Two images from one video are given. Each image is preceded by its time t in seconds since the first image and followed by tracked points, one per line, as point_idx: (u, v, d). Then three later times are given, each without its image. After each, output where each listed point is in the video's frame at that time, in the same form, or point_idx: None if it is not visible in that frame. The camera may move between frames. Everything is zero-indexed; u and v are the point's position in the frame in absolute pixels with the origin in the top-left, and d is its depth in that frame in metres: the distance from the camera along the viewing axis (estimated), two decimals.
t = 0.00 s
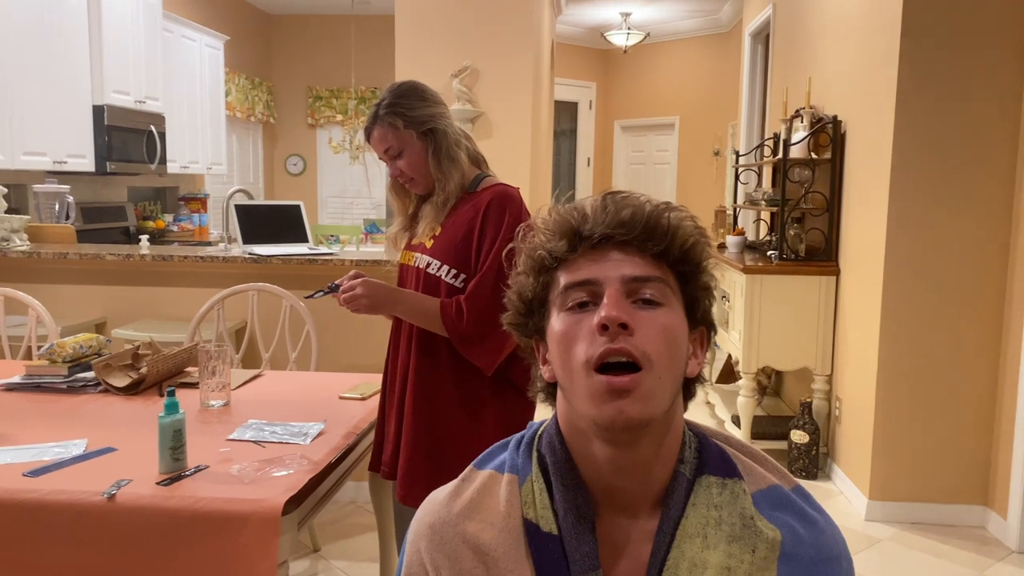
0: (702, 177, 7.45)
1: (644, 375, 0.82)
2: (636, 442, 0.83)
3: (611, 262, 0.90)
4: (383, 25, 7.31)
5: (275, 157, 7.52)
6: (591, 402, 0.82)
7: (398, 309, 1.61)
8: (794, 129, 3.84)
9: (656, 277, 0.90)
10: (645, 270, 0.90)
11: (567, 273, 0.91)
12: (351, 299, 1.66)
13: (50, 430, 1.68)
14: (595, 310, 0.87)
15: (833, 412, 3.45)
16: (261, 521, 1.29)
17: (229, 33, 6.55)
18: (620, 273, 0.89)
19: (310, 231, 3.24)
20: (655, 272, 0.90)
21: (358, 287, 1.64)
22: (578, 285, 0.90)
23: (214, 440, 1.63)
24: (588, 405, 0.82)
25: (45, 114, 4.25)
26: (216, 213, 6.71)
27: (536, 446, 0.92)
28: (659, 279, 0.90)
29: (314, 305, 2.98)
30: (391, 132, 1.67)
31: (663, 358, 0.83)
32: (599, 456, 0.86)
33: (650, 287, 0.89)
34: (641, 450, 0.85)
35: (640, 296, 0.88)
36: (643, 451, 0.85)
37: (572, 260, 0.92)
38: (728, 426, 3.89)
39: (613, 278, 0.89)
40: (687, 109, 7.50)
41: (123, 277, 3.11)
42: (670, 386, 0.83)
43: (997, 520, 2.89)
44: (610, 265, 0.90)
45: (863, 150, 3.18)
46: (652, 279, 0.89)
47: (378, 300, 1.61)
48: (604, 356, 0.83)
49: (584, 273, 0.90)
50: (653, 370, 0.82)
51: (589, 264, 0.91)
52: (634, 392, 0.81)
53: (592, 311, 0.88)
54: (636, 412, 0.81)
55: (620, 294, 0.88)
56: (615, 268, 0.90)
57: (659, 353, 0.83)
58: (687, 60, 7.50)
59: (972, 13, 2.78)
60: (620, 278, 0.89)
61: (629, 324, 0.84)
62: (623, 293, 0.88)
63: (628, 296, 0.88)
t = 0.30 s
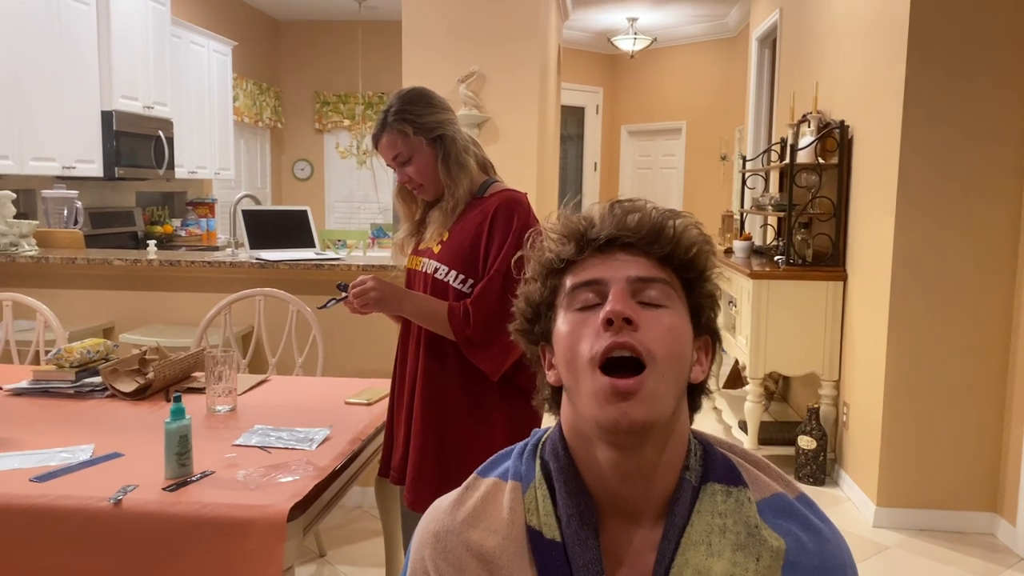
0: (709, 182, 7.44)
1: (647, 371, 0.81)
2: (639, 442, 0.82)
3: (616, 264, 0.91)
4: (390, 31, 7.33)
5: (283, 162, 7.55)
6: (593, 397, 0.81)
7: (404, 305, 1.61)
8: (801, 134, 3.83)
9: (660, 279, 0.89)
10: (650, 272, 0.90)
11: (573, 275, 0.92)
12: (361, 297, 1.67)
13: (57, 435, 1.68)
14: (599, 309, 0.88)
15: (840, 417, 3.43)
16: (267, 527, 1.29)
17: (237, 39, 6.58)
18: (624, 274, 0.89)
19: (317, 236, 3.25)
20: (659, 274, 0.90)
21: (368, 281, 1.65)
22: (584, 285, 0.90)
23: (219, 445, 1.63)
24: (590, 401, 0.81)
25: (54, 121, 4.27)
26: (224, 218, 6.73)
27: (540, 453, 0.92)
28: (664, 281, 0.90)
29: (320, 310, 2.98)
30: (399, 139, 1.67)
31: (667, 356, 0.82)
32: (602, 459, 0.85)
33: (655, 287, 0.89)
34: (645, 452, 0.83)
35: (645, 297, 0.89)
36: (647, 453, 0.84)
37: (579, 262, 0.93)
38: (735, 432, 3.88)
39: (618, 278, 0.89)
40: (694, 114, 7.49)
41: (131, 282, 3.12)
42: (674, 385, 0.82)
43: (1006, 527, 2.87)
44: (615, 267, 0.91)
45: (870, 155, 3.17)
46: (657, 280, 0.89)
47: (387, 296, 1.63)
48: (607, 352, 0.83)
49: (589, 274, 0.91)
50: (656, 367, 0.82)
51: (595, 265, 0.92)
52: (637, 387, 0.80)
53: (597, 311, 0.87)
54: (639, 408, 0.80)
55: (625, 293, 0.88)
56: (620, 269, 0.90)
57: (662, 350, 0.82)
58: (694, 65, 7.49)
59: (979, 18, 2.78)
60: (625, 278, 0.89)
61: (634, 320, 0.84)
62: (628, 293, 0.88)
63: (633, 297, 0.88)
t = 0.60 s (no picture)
0: (716, 186, 7.43)
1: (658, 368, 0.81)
2: (651, 444, 0.81)
3: (628, 269, 0.92)
4: (397, 36, 7.35)
5: (291, 167, 7.57)
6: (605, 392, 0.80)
7: (413, 315, 1.61)
8: (808, 138, 3.82)
9: (671, 283, 0.90)
10: (661, 276, 0.91)
11: (586, 280, 0.93)
12: (369, 304, 1.66)
13: (67, 441, 1.69)
14: (612, 310, 0.88)
15: (849, 423, 3.42)
16: (275, 534, 1.29)
17: (245, 45, 6.61)
18: (637, 277, 0.90)
19: (325, 242, 3.26)
20: (670, 278, 0.91)
21: (378, 289, 1.65)
22: (596, 288, 0.91)
23: (228, 451, 1.63)
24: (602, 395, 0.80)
25: (64, 127, 4.30)
26: (232, 223, 6.75)
27: (550, 459, 0.91)
28: (676, 285, 0.90)
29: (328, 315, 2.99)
30: (407, 145, 1.67)
31: (679, 353, 0.82)
32: (612, 461, 0.83)
33: (667, 290, 0.89)
34: (655, 454, 0.82)
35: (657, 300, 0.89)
36: (658, 456, 0.82)
37: (592, 267, 0.94)
38: (743, 437, 3.86)
39: (630, 280, 0.90)
40: (701, 118, 7.48)
41: (140, 287, 3.13)
42: (685, 385, 0.82)
43: (1016, 533, 2.85)
44: (626, 272, 0.92)
45: (878, 160, 3.16)
46: (668, 284, 0.90)
47: (397, 305, 1.62)
48: (619, 349, 0.83)
49: (602, 278, 0.92)
50: (668, 365, 0.81)
51: (607, 270, 0.93)
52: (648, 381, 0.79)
53: (609, 312, 0.88)
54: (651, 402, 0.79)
55: (637, 295, 0.89)
56: (633, 272, 0.91)
57: (674, 347, 0.82)
58: (701, 69, 7.49)
59: (987, 22, 2.77)
60: (637, 281, 0.90)
61: (647, 318, 0.85)
62: (639, 294, 0.89)
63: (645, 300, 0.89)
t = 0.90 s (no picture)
0: (722, 189, 7.42)
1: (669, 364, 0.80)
2: (660, 444, 0.80)
3: (638, 268, 0.92)
4: (403, 39, 7.37)
5: (297, 170, 7.58)
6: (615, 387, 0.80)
7: (417, 325, 1.60)
8: (815, 140, 3.81)
9: (681, 283, 0.90)
10: (671, 276, 0.91)
11: (596, 280, 0.92)
12: (375, 313, 1.65)
13: (74, 444, 1.69)
14: (622, 308, 0.88)
15: (856, 426, 3.40)
16: (282, 537, 1.29)
17: (251, 48, 6.63)
18: (648, 277, 0.90)
19: (330, 244, 3.26)
20: (680, 278, 0.90)
21: (383, 298, 1.64)
22: (607, 286, 0.91)
23: (234, 454, 1.63)
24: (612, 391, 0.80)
25: (71, 130, 4.31)
26: (238, 226, 6.76)
27: (558, 459, 0.91)
28: (686, 286, 0.90)
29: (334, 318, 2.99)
30: (413, 148, 1.67)
31: (690, 350, 0.82)
32: (621, 461, 0.82)
33: (677, 289, 0.89)
34: (664, 453, 0.81)
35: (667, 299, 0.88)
36: (668, 455, 0.81)
37: (602, 266, 0.94)
38: (750, 440, 3.85)
39: (640, 280, 0.90)
40: (707, 120, 7.47)
41: (146, 290, 3.14)
42: (695, 383, 0.81)
43: None
44: (637, 271, 0.91)
45: (885, 161, 3.15)
46: (678, 284, 0.89)
47: (403, 315, 1.61)
48: (630, 345, 0.82)
49: (613, 277, 0.91)
50: (678, 363, 0.81)
51: (618, 269, 0.92)
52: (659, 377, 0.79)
53: (619, 310, 0.87)
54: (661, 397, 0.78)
55: (648, 294, 0.88)
56: (644, 271, 0.91)
57: (684, 344, 0.82)
58: (707, 71, 7.48)
59: (996, 23, 2.76)
60: (647, 279, 0.90)
61: (658, 315, 0.84)
62: (650, 293, 0.88)
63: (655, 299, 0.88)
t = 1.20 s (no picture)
0: (726, 190, 7.41)
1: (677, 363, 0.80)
2: (669, 446, 0.79)
3: (647, 268, 0.91)
4: (407, 41, 7.38)
5: (301, 172, 7.59)
6: (624, 386, 0.79)
7: (420, 326, 1.60)
8: (819, 141, 3.80)
9: (690, 283, 0.89)
10: (680, 276, 0.90)
11: (604, 280, 0.92)
12: (377, 315, 1.66)
13: (78, 446, 1.69)
14: (631, 308, 0.87)
15: (861, 427, 3.39)
16: (286, 539, 1.29)
17: (255, 51, 6.64)
18: (657, 276, 0.90)
19: (334, 247, 3.26)
20: (689, 279, 0.90)
21: (387, 299, 1.65)
22: (615, 286, 0.90)
23: (239, 456, 1.63)
24: (621, 390, 0.79)
25: (76, 133, 4.32)
26: (243, 228, 6.77)
27: (565, 459, 0.90)
28: (694, 286, 0.89)
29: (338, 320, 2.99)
30: (418, 148, 1.67)
31: (699, 349, 0.81)
32: (628, 458, 0.82)
33: (685, 289, 0.88)
34: (672, 453, 0.81)
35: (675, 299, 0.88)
36: (677, 455, 0.81)
37: (610, 266, 0.93)
38: (754, 442, 3.84)
39: (649, 279, 0.89)
40: (711, 121, 7.46)
41: (151, 292, 3.14)
42: (704, 384, 0.81)
43: None
44: (646, 271, 0.91)
45: (890, 162, 3.14)
46: (687, 284, 0.89)
47: (406, 318, 1.61)
48: (638, 343, 0.82)
49: (622, 276, 0.91)
50: (686, 363, 0.80)
51: (626, 269, 0.92)
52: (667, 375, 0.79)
53: (628, 309, 0.87)
54: (670, 396, 0.78)
55: (656, 293, 0.88)
56: (653, 271, 0.91)
57: (694, 344, 0.81)
58: (711, 72, 7.47)
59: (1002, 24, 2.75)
60: (656, 279, 0.89)
61: (667, 315, 0.84)
62: (659, 292, 0.88)
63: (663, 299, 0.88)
